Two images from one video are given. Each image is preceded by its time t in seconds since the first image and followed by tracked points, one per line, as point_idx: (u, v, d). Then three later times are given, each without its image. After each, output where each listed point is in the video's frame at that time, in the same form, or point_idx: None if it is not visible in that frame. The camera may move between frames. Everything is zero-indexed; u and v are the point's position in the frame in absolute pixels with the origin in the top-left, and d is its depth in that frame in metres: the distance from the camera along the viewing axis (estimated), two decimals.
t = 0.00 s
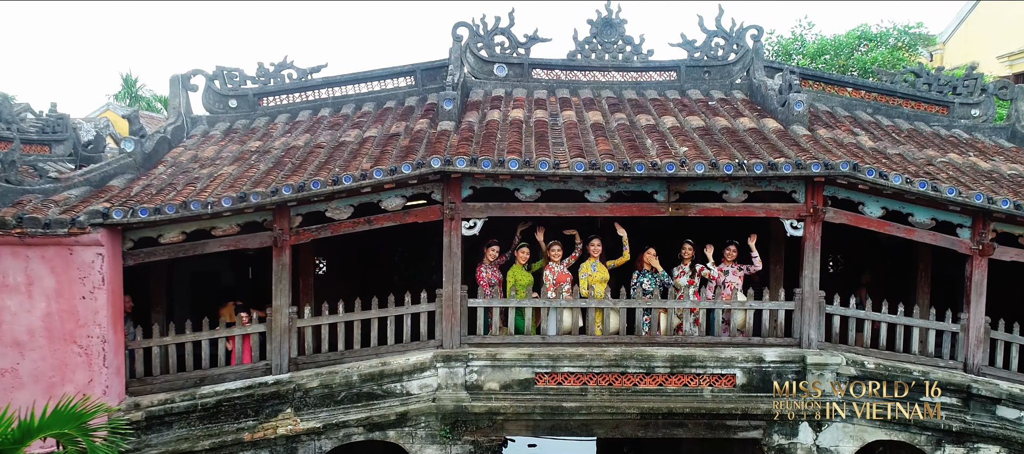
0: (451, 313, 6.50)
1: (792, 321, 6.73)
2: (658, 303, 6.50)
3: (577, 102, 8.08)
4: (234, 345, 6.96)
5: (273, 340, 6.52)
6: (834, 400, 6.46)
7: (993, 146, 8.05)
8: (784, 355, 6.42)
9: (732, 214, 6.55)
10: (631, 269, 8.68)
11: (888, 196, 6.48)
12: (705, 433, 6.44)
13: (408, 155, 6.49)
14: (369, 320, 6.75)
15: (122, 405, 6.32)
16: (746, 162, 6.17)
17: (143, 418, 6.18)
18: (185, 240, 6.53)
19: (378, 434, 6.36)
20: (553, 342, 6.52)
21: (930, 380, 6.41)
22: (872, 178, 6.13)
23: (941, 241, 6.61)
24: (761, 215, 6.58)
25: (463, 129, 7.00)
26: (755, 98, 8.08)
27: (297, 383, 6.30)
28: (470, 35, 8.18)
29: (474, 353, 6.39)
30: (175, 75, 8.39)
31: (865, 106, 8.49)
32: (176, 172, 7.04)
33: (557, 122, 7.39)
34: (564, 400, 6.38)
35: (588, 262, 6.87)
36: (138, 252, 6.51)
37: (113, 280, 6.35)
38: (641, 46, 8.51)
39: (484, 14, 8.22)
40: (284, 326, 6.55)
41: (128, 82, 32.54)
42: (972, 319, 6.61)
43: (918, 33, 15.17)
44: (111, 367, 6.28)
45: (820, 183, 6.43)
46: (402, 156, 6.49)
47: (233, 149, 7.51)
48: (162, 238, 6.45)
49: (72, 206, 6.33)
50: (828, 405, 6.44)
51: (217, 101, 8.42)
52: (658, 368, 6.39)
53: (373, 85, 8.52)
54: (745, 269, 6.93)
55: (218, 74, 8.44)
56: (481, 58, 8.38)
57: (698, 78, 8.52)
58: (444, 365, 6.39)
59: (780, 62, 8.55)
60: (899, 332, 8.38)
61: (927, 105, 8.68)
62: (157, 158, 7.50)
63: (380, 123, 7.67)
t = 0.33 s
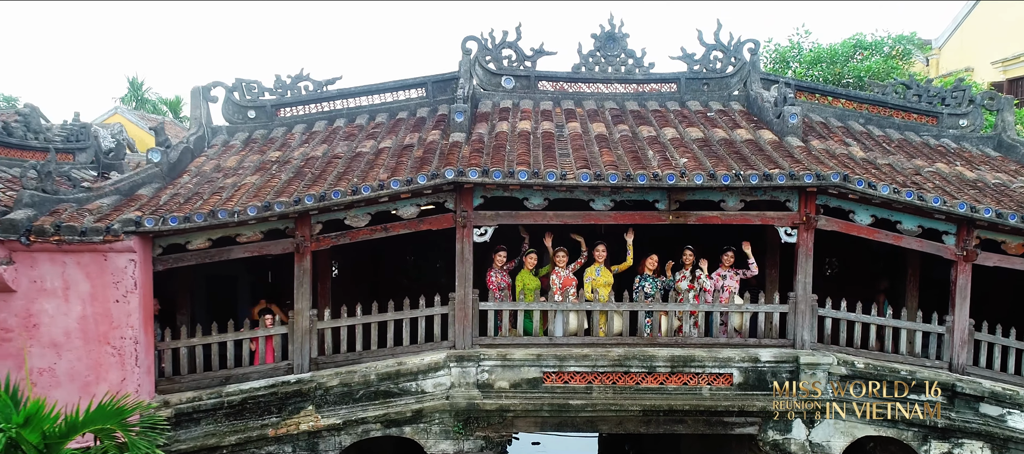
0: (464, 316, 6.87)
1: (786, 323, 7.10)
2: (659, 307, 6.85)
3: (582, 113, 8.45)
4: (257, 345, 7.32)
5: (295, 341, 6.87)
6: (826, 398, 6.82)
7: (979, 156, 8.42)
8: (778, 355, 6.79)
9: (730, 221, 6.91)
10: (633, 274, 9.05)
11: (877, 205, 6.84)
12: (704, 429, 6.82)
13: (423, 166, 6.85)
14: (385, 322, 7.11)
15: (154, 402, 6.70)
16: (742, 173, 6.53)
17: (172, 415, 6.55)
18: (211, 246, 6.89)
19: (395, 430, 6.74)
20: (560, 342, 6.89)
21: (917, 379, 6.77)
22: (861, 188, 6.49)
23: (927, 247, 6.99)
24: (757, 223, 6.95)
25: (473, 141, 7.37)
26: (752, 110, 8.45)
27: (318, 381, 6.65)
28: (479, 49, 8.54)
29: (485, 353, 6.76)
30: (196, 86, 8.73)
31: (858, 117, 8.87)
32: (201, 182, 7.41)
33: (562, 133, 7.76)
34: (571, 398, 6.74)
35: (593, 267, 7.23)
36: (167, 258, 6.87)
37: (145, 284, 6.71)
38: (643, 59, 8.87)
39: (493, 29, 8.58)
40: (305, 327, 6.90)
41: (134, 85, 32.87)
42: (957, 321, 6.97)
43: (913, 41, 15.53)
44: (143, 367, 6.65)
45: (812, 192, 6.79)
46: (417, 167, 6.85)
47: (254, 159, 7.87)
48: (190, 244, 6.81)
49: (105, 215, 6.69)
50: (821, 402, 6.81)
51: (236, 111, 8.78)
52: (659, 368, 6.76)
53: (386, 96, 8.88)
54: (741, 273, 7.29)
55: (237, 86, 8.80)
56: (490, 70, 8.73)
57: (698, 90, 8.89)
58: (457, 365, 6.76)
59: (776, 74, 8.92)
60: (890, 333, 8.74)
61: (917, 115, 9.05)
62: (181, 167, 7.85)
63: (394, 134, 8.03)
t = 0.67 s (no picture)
0: (474, 318, 7.24)
1: (780, 325, 7.46)
2: (659, 309, 7.23)
3: (585, 123, 8.83)
4: (277, 346, 7.68)
5: (314, 341, 7.23)
6: (817, 396, 7.19)
7: (965, 164, 8.81)
8: (772, 355, 7.16)
9: (727, 228, 7.29)
10: (635, 277, 9.43)
11: (866, 212, 7.22)
12: (702, 425, 7.20)
13: (436, 176, 7.23)
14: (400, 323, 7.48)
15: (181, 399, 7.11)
16: (738, 183, 6.89)
17: (198, 411, 6.86)
18: (234, 251, 7.27)
19: (410, 425, 7.14)
20: (565, 343, 7.27)
21: (905, 377, 7.15)
22: (851, 197, 6.85)
23: (913, 253, 7.37)
24: (753, 230, 7.33)
25: (483, 151, 7.74)
26: (748, 120, 8.82)
27: (337, 380, 7.02)
28: (487, 61, 8.91)
29: (495, 353, 7.13)
30: (215, 97, 9.12)
31: (850, 126, 9.24)
32: (224, 190, 7.78)
33: (567, 144, 8.14)
34: (576, 395, 7.11)
35: (596, 271, 7.60)
36: (193, 263, 7.24)
37: (172, 288, 7.10)
38: (644, 71, 9.25)
39: (500, 43, 8.95)
40: (324, 329, 7.27)
41: (139, 88, 33.21)
42: (943, 323, 7.35)
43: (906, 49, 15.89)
44: (171, 365, 7.06)
45: (805, 201, 7.17)
46: (430, 176, 7.23)
47: (273, 168, 8.25)
48: (214, 250, 7.18)
49: (135, 222, 7.05)
50: (813, 399, 7.18)
51: (254, 121, 9.16)
52: (659, 367, 7.13)
53: (397, 106, 9.26)
54: (737, 277, 7.65)
55: (255, 97, 9.18)
56: (497, 82, 9.10)
57: (697, 101, 9.26)
58: (468, 364, 7.14)
59: (772, 86, 9.30)
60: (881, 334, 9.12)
61: (907, 124, 9.41)
62: (204, 176, 8.23)
63: (406, 143, 8.41)
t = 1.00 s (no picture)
0: (484, 319, 7.62)
1: (773, 326, 7.85)
2: (659, 311, 7.63)
3: (588, 133, 9.22)
4: (295, 345, 8.06)
5: (331, 341, 7.60)
6: (809, 393, 7.57)
7: (951, 172, 9.21)
8: (766, 354, 7.55)
9: (722, 234, 7.68)
10: (636, 280, 9.83)
11: (855, 219, 7.60)
12: (699, 421, 7.62)
13: (447, 185, 7.62)
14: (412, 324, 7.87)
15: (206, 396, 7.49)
16: (733, 192, 7.28)
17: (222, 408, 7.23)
18: (255, 256, 7.66)
19: (422, 421, 7.54)
20: (570, 343, 7.66)
21: (891, 375, 7.55)
22: (840, 205, 7.23)
23: (899, 257, 7.76)
24: (747, 236, 7.73)
25: (491, 161, 8.13)
26: (744, 130, 9.22)
27: (353, 378, 7.40)
28: (494, 73, 9.28)
29: (502, 353, 7.53)
30: (233, 108, 9.50)
31: (841, 136, 9.64)
32: (244, 198, 8.17)
33: (571, 153, 8.52)
34: (580, 393, 7.52)
35: (600, 275, 7.99)
36: (216, 267, 7.63)
37: (197, 291, 7.49)
38: (644, 83, 9.63)
39: (506, 56, 9.33)
40: (340, 330, 7.64)
41: (145, 92, 33.63)
42: (928, 324, 7.74)
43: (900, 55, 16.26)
44: (196, 365, 7.44)
45: (797, 208, 7.56)
46: (441, 186, 7.61)
47: (290, 177, 8.64)
48: (236, 255, 7.57)
49: (162, 229, 7.44)
50: (804, 397, 7.57)
51: (270, 131, 9.54)
52: (658, 366, 7.52)
53: (407, 116, 9.65)
54: (732, 281, 8.03)
55: (271, 107, 9.56)
56: (503, 93, 9.48)
57: (695, 111, 9.65)
58: (478, 363, 7.52)
59: (767, 96, 9.68)
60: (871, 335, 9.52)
61: (896, 133, 9.81)
62: (224, 184, 8.62)
63: (417, 153, 8.80)
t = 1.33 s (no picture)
0: (492, 320, 8.04)
1: (767, 326, 8.27)
2: (658, 312, 8.05)
3: (591, 142, 9.65)
4: (313, 344, 8.48)
5: (348, 341, 8.01)
6: (801, 390, 7.99)
7: (938, 180, 9.64)
8: (759, 353, 7.97)
9: (719, 239, 8.11)
10: (636, 282, 10.26)
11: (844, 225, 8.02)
12: (697, 415, 8.06)
13: (457, 193, 8.05)
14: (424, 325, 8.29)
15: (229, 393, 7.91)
16: (729, 199, 7.70)
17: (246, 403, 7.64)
18: (276, 260, 8.08)
19: (435, 416, 7.98)
20: (574, 343, 8.08)
21: (878, 373, 7.98)
22: (830, 212, 7.64)
23: (887, 261, 8.19)
24: (743, 240, 8.15)
25: (498, 169, 8.54)
26: (740, 138, 9.65)
27: (369, 376, 7.82)
28: (500, 85, 9.70)
29: (511, 351, 7.96)
30: (251, 117, 9.92)
31: (833, 144, 10.07)
32: (264, 204, 8.60)
33: (575, 162, 8.95)
34: (584, 389, 7.94)
35: (602, 278, 8.40)
36: (239, 270, 8.04)
37: (222, 293, 7.90)
38: (645, 93, 10.06)
39: (512, 68, 9.75)
40: (357, 329, 8.04)
41: (151, 95, 34.06)
42: (914, 325, 8.16)
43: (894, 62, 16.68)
44: (221, 363, 7.85)
45: (789, 214, 7.98)
46: (452, 193, 8.03)
47: (307, 184, 9.07)
48: (258, 259, 8.00)
49: (188, 234, 7.86)
50: (796, 393, 7.99)
51: (286, 139, 9.96)
52: (658, 364, 7.94)
53: (417, 125, 10.07)
54: (728, 283, 8.43)
55: (287, 117, 9.98)
56: (509, 103, 9.90)
57: (693, 120, 10.08)
58: (487, 361, 7.96)
59: (762, 106, 10.10)
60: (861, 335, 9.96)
61: (886, 141, 10.23)
62: (244, 191, 9.04)
63: (427, 161, 9.23)
